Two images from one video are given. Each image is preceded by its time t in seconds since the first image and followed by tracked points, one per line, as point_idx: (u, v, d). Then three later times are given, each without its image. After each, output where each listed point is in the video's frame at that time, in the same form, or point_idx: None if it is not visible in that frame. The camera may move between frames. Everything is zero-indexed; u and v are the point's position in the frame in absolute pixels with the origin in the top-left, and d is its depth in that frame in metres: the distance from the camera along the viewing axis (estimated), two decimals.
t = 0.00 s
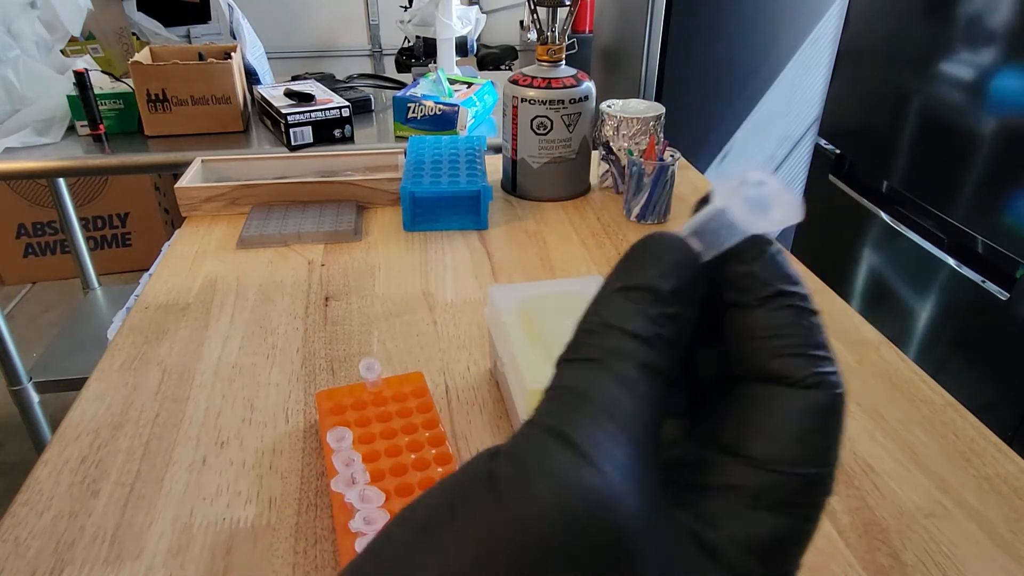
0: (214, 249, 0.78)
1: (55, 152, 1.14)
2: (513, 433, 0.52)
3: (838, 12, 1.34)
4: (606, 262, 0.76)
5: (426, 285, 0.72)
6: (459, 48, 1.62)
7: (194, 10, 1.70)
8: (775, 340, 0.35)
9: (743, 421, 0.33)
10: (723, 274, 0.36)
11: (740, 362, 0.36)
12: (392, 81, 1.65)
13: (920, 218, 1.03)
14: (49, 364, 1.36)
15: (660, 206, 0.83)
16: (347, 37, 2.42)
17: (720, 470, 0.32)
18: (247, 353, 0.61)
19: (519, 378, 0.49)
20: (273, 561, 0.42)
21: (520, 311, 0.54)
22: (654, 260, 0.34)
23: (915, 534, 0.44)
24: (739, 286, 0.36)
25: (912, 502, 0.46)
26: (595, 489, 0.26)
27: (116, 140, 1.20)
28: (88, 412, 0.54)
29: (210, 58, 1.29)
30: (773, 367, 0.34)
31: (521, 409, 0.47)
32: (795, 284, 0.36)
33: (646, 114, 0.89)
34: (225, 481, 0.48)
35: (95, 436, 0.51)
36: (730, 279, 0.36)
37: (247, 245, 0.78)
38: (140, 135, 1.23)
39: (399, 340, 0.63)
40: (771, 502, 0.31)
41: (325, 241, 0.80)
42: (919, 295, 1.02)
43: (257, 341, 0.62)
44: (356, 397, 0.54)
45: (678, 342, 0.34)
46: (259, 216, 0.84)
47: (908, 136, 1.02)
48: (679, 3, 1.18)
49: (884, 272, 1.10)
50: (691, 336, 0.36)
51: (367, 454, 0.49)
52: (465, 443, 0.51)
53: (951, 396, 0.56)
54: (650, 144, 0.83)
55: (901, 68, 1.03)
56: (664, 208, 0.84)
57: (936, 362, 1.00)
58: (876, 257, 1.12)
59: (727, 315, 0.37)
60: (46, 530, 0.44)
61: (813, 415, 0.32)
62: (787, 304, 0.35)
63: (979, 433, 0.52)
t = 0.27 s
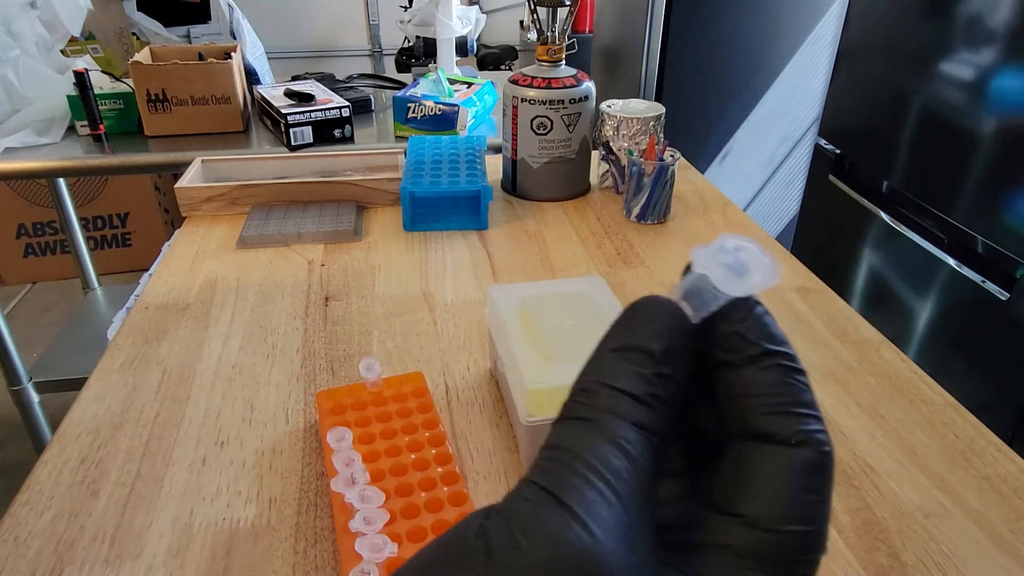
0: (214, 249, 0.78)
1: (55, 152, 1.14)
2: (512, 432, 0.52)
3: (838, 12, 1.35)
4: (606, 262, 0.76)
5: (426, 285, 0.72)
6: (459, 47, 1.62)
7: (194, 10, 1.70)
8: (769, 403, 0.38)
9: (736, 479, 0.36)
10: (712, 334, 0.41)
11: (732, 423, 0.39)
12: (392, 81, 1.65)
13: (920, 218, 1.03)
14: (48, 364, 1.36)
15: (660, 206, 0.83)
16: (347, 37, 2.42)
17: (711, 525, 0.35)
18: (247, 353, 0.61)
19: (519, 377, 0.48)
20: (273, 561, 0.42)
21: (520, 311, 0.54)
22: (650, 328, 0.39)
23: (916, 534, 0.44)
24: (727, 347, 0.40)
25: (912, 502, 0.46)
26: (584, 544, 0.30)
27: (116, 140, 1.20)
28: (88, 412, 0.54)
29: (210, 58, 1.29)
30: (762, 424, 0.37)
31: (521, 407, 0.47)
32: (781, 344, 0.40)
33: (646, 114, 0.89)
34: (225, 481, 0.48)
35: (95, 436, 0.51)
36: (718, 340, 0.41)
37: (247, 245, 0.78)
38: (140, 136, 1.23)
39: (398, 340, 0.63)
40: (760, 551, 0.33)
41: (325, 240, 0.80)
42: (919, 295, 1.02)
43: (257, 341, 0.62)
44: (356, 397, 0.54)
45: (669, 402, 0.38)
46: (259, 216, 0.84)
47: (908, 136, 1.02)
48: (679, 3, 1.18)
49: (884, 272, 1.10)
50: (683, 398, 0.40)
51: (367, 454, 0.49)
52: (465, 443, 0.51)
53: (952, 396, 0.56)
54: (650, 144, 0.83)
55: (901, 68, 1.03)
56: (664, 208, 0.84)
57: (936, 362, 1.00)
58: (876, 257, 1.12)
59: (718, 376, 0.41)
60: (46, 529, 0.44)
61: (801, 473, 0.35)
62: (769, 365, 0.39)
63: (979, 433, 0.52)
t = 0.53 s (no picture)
0: (214, 249, 0.78)
1: (55, 152, 1.14)
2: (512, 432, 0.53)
3: (837, 12, 1.35)
4: (606, 262, 0.77)
5: (426, 285, 0.72)
6: (459, 48, 1.62)
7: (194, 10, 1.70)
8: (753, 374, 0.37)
9: (724, 450, 0.35)
10: (691, 304, 0.40)
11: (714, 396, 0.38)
12: (392, 81, 1.65)
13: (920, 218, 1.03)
14: (48, 364, 1.36)
15: (660, 206, 0.83)
16: (347, 37, 2.42)
17: (698, 487, 0.34)
18: (247, 353, 0.61)
19: (518, 376, 0.49)
20: (273, 561, 0.42)
21: (520, 311, 0.54)
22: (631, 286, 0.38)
23: (916, 534, 0.44)
24: (706, 319, 0.40)
25: (912, 502, 0.46)
26: (558, 506, 0.25)
27: (116, 140, 1.20)
28: (88, 412, 0.54)
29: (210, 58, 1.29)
30: (746, 393, 0.37)
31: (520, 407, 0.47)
32: (759, 315, 0.40)
33: (646, 114, 0.89)
34: (225, 481, 0.48)
35: (95, 436, 0.51)
36: (698, 312, 0.40)
37: (246, 245, 0.78)
38: (140, 136, 1.23)
39: (398, 340, 0.63)
40: (752, 529, 0.32)
41: (325, 240, 0.80)
42: (919, 295, 1.02)
43: (257, 341, 0.62)
44: (356, 397, 0.54)
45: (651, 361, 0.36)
46: (259, 216, 0.84)
47: (908, 136, 1.02)
48: (679, 4, 1.18)
49: (884, 272, 1.10)
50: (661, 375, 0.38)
51: (368, 454, 0.49)
52: (465, 443, 0.51)
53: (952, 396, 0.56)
54: (650, 144, 0.83)
55: (901, 68, 1.03)
56: (664, 208, 0.84)
57: (936, 362, 1.00)
58: (876, 256, 1.12)
59: (702, 351, 0.40)
60: (46, 529, 0.44)
61: (788, 437, 0.34)
62: (747, 335, 0.39)
63: (979, 433, 0.52)
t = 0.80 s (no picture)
0: (214, 249, 0.78)
1: (55, 152, 1.14)
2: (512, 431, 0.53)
3: (837, 12, 1.35)
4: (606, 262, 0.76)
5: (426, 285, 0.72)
6: (459, 48, 1.62)
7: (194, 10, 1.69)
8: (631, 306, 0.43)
9: (608, 354, 0.40)
10: (560, 264, 0.48)
11: (598, 325, 0.44)
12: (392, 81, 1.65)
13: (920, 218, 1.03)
14: (48, 364, 1.36)
15: (660, 205, 0.83)
16: (347, 37, 2.42)
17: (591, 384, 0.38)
18: (247, 353, 0.61)
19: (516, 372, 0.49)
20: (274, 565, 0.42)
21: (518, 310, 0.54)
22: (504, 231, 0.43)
23: (916, 534, 0.44)
24: (574, 272, 0.48)
25: (912, 502, 0.46)
26: (434, 388, 0.30)
27: (116, 140, 1.20)
28: (88, 412, 0.54)
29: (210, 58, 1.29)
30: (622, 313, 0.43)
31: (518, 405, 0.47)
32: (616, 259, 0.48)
33: (646, 114, 0.89)
34: (225, 481, 0.48)
35: (95, 436, 0.51)
36: (567, 267, 0.48)
37: (247, 245, 0.78)
38: (140, 136, 1.23)
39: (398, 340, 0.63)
40: (644, 397, 0.35)
41: (325, 241, 0.80)
42: (920, 295, 1.02)
43: (257, 341, 0.62)
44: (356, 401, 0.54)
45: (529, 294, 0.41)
46: (259, 216, 0.84)
47: (908, 136, 1.02)
48: (679, 4, 1.18)
49: (884, 272, 1.10)
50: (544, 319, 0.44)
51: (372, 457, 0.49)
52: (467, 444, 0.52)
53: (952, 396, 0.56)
54: (650, 144, 0.83)
55: (901, 69, 1.03)
56: (664, 208, 0.84)
57: (937, 362, 1.00)
58: (876, 256, 1.11)
59: (581, 297, 0.47)
60: (46, 530, 0.44)
61: (658, 330, 0.40)
62: (612, 275, 0.46)
63: (979, 433, 0.52)
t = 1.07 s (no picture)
0: (214, 249, 0.78)
1: (55, 152, 1.14)
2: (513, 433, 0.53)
3: (837, 12, 1.35)
4: (606, 262, 0.76)
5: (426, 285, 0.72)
6: (459, 48, 1.62)
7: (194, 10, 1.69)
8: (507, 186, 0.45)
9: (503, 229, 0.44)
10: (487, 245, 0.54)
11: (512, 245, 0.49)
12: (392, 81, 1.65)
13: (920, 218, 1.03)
14: (48, 365, 1.36)
15: (660, 205, 0.83)
16: (347, 37, 2.42)
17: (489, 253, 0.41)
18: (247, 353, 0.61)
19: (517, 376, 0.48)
20: None
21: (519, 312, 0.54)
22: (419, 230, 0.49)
23: (915, 534, 0.44)
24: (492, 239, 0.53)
25: (912, 502, 0.46)
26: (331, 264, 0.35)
27: (116, 140, 1.20)
28: (88, 412, 0.54)
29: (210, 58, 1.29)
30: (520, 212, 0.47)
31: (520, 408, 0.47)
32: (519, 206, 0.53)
33: (646, 114, 0.89)
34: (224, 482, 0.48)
35: (95, 436, 0.51)
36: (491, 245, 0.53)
37: (246, 245, 0.78)
38: (140, 136, 1.23)
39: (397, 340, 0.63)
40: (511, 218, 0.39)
41: (325, 241, 0.80)
42: (920, 295, 1.02)
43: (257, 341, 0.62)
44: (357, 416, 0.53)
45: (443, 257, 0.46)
46: (259, 216, 0.84)
47: (908, 136, 1.02)
48: (679, 4, 1.18)
49: (884, 272, 1.10)
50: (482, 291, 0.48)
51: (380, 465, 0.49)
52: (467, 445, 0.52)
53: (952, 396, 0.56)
54: (650, 144, 0.83)
55: (901, 69, 1.03)
56: (664, 208, 0.84)
57: (936, 362, 1.00)
58: (876, 256, 1.11)
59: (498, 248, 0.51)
60: (46, 530, 0.44)
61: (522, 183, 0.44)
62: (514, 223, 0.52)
63: (979, 433, 0.52)
